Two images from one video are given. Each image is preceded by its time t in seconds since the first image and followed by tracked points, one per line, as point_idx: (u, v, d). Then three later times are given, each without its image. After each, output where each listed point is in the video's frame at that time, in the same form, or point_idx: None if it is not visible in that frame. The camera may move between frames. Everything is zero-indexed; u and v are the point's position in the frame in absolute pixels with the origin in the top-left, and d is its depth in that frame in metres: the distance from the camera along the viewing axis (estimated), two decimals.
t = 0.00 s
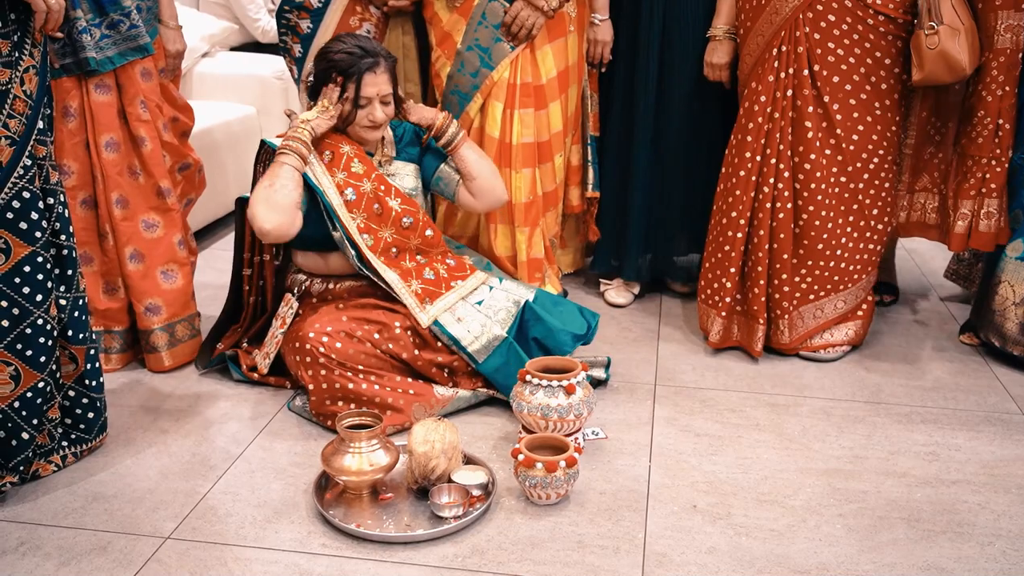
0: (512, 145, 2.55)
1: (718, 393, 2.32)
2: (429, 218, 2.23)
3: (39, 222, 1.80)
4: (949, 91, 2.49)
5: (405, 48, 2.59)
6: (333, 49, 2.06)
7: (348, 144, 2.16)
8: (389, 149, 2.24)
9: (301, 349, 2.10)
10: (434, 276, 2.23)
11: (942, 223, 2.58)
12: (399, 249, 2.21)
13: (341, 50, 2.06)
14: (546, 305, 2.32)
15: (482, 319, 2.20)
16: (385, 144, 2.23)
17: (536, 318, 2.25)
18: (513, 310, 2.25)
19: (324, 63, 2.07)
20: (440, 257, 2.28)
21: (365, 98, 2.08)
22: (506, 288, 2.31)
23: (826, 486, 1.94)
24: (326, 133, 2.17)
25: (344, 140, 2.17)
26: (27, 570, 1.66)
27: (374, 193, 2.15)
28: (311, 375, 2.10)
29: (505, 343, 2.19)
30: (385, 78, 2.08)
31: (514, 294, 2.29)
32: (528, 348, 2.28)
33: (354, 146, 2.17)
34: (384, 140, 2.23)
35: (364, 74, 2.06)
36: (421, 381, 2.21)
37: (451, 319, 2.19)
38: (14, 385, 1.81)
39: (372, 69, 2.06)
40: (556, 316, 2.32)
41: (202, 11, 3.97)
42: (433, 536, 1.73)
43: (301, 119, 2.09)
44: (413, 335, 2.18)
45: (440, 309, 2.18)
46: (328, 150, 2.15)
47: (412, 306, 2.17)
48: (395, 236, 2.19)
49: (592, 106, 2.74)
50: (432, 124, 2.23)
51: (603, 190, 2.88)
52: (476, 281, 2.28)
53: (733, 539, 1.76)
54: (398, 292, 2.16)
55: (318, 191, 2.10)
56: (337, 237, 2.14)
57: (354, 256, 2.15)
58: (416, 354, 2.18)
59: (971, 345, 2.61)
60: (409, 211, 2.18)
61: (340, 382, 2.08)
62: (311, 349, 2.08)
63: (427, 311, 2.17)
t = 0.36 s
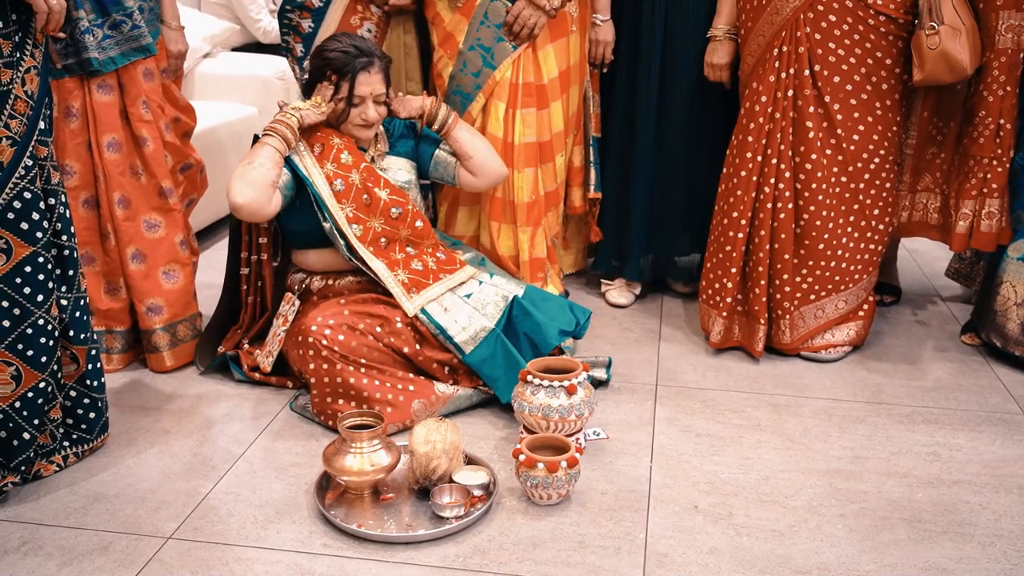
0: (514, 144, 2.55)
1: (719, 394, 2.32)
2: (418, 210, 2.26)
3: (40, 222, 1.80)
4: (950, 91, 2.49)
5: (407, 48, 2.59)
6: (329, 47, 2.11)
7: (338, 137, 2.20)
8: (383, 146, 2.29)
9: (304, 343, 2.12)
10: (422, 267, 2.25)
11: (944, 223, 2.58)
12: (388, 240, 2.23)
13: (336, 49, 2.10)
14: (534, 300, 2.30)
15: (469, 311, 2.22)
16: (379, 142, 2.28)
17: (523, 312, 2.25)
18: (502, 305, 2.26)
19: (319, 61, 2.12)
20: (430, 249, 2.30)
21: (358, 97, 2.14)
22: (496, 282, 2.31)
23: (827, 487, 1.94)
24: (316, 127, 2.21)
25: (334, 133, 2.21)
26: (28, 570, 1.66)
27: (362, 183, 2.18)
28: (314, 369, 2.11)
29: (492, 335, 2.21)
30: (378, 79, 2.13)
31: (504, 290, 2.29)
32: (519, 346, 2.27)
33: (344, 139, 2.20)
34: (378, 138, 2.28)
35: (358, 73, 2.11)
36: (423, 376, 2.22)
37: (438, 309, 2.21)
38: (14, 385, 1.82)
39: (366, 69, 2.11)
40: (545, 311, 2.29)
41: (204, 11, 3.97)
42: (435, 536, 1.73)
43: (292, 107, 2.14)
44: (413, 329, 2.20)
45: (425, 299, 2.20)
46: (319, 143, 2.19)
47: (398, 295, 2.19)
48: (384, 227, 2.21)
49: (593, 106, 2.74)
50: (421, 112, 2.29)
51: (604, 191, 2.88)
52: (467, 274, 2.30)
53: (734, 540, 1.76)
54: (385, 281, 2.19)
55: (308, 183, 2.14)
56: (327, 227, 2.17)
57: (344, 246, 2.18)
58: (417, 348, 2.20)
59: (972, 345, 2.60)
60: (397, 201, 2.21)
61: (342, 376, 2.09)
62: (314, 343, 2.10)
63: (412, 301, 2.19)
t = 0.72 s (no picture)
0: (515, 146, 2.55)
1: (720, 395, 2.32)
2: (409, 205, 2.27)
3: (40, 224, 1.80)
4: (950, 92, 2.49)
5: (408, 48, 2.59)
6: (318, 48, 2.15)
7: (329, 135, 2.21)
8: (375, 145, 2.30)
9: (310, 328, 2.13)
10: (413, 262, 2.26)
11: (946, 224, 2.58)
12: (379, 235, 2.25)
13: (325, 49, 2.14)
14: (526, 294, 2.32)
15: (460, 305, 2.23)
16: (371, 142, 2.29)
17: (514, 306, 2.27)
18: (493, 299, 2.27)
19: (308, 61, 2.15)
20: (422, 243, 2.31)
21: (348, 97, 2.17)
22: (486, 277, 2.32)
23: (827, 488, 1.94)
24: (307, 125, 2.23)
25: (325, 132, 2.22)
26: (28, 572, 1.66)
27: (353, 180, 2.20)
28: (321, 353, 2.12)
29: (482, 330, 2.22)
30: (366, 78, 2.17)
31: (495, 284, 2.30)
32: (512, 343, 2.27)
33: (335, 137, 2.21)
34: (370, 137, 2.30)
35: (347, 73, 2.14)
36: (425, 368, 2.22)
37: (429, 303, 2.21)
38: (14, 387, 1.82)
39: (355, 69, 2.15)
40: (536, 305, 2.30)
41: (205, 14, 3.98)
42: (435, 538, 1.73)
43: (277, 104, 2.15)
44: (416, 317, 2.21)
45: (416, 293, 2.21)
46: (310, 142, 2.20)
47: (389, 290, 2.20)
48: (375, 223, 2.23)
49: (594, 108, 2.75)
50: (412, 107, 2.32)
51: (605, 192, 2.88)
52: (458, 268, 2.31)
53: (735, 541, 1.76)
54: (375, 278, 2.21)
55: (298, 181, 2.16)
56: (319, 225, 2.19)
57: (335, 243, 2.21)
58: (420, 336, 2.20)
59: (973, 347, 2.60)
60: (387, 197, 2.23)
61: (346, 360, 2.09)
62: (319, 328, 2.11)
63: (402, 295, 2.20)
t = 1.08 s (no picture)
0: (515, 150, 2.55)
1: (720, 399, 2.32)
2: (399, 209, 2.27)
3: (40, 228, 1.81)
4: (949, 96, 2.50)
5: (409, 53, 2.60)
6: (302, 51, 2.19)
7: (318, 141, 2.25)
8: (367, 150, 2.30)
9: (317, 315, 2.12)
10: (403, 263, 2.27)
11: (946, 228, 2.58)
12: (369, 241, 2.27)
13: (307, 51, 2.18)
14: (519, 284, 2.30)
15: (452, 302, 2.24)
16: (362, 145, 2.30)
17: (507, 299, 2.27)
18: (485, 292, 2.27)
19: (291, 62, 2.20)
20: (412, 246, 2.31)
21: (328, 94, 2.18)
22: (477, 269, 2.32)
23: (827, 492, 1.94)
24: (297, 133, 2.27)
25: (313, 140, 2.25)
26: None
27: (341, 187, 2.22)
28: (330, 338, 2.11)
29: (477, 324, 2.23)
30: (345, 75, 2.18)
31: (486, 276, 2.30)
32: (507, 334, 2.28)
33: (323, 145, 2.24)
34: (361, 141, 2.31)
35: (325, 70, 2.16)
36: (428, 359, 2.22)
37: (422, 302, 2.22)
38: (14, 392, 1.82)
39: (333, 66, 2.17)
40: (529, 297, 2.28)
41: (206, 18, 3.99)
42: (436, 542, 1.73)
43: (254, 117, 2.17)
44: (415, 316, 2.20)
45: (409, 292, 2.22)
46: (299, 149, 2.24)
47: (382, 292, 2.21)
48: (364, 229, 2.25)
49: (594, 112, 2.76)
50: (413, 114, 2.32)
51: (606, 196, 2.88)
52: (451, 264, 2.31)
53: (735, 545, 1.76)
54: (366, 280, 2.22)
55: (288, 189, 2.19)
56: (309, 232, 2.21)
57: (325, 250, 2.22)
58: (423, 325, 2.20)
59: (973, 350, 2.61)
60: (376, 203, 2.24)
61: (351, 345, 2.09)
62: (326, 313, 2.10)
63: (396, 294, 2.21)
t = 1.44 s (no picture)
0: (515, 155, 2.55)
1: (719, 403, 2.32)
2: (391, 211, 2.27)
3: (40, 233, 1.81)
4: (947, 101, 2.50)
5: (409, 57, 2.61)
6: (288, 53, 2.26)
7: (311, 145, 2.25)
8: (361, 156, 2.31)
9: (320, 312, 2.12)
10: (396, 261, 2.28)
11: (944, 232, 2.59)
12: (361, 243, 2.27)
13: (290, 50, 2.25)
14: (513, 280, 2.33)
15: (446, 300, 2.25)
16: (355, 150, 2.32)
17: (501, 295, 2.30)
18: (477, 288, 2.30)
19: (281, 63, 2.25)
20: (405, 247, 2.33)
21: (307, 89, 2.20)
22: (470, 267, 2.34)
23: (827, 497, 1.94)
24: (291, 137, 2.27)
25: (307, 144, 2.25)
26: None
27: (332, 190, 2.22)
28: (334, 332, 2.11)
29: (472, 321, 2.24)
30: (325, 70, 2.20)
31: (479, 273, 2.33)
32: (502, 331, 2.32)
33: (317, 149, 2.24)
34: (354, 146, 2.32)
35: (305, 66, 2.21)
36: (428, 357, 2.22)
37: (417, 300, 2.23)
38: (15, 396, 1.82)
39: (312, 62, 2.21)
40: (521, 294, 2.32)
41: (206, 23, 4.00)
42: (435, 547, 1.73)
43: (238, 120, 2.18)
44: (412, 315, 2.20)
45: (404, 288, 2.23)
46: (292, 153, 2.24)
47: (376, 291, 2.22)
48: (356, 232, 2.25)
49: (593, 117, 2.76)
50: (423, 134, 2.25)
51: (605, 201, 2.89)
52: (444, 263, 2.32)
53: (735, 550, 1.76)
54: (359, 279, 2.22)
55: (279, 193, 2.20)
56: (301, 234, 2.21)
57: (317, 252, 2.22)
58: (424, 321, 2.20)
59: (972, 354, 2.61)
60: (367, 206, 2.24)
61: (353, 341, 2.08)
62: (327, 309, 2.10)
63: (394, 290, 2.21)
